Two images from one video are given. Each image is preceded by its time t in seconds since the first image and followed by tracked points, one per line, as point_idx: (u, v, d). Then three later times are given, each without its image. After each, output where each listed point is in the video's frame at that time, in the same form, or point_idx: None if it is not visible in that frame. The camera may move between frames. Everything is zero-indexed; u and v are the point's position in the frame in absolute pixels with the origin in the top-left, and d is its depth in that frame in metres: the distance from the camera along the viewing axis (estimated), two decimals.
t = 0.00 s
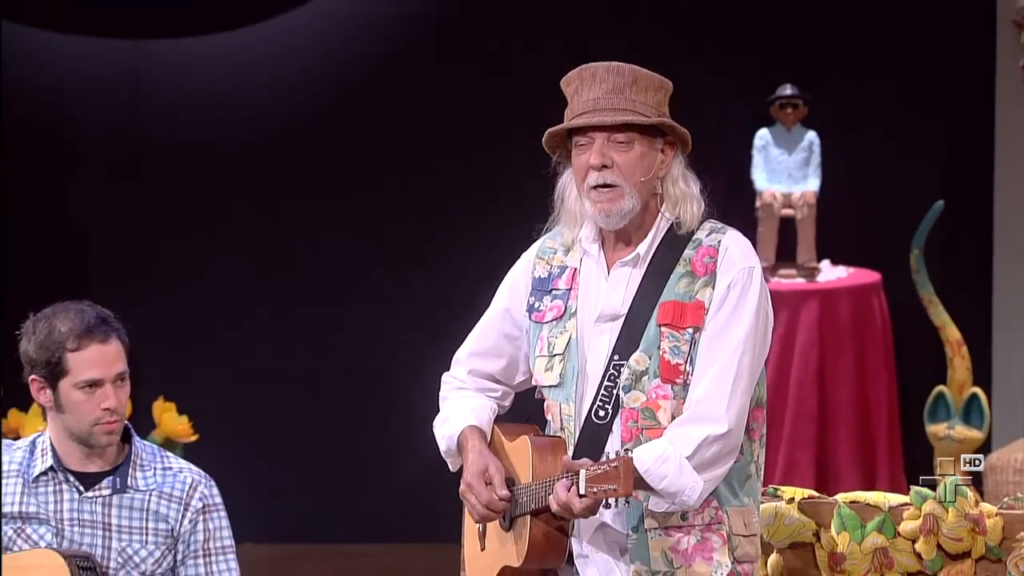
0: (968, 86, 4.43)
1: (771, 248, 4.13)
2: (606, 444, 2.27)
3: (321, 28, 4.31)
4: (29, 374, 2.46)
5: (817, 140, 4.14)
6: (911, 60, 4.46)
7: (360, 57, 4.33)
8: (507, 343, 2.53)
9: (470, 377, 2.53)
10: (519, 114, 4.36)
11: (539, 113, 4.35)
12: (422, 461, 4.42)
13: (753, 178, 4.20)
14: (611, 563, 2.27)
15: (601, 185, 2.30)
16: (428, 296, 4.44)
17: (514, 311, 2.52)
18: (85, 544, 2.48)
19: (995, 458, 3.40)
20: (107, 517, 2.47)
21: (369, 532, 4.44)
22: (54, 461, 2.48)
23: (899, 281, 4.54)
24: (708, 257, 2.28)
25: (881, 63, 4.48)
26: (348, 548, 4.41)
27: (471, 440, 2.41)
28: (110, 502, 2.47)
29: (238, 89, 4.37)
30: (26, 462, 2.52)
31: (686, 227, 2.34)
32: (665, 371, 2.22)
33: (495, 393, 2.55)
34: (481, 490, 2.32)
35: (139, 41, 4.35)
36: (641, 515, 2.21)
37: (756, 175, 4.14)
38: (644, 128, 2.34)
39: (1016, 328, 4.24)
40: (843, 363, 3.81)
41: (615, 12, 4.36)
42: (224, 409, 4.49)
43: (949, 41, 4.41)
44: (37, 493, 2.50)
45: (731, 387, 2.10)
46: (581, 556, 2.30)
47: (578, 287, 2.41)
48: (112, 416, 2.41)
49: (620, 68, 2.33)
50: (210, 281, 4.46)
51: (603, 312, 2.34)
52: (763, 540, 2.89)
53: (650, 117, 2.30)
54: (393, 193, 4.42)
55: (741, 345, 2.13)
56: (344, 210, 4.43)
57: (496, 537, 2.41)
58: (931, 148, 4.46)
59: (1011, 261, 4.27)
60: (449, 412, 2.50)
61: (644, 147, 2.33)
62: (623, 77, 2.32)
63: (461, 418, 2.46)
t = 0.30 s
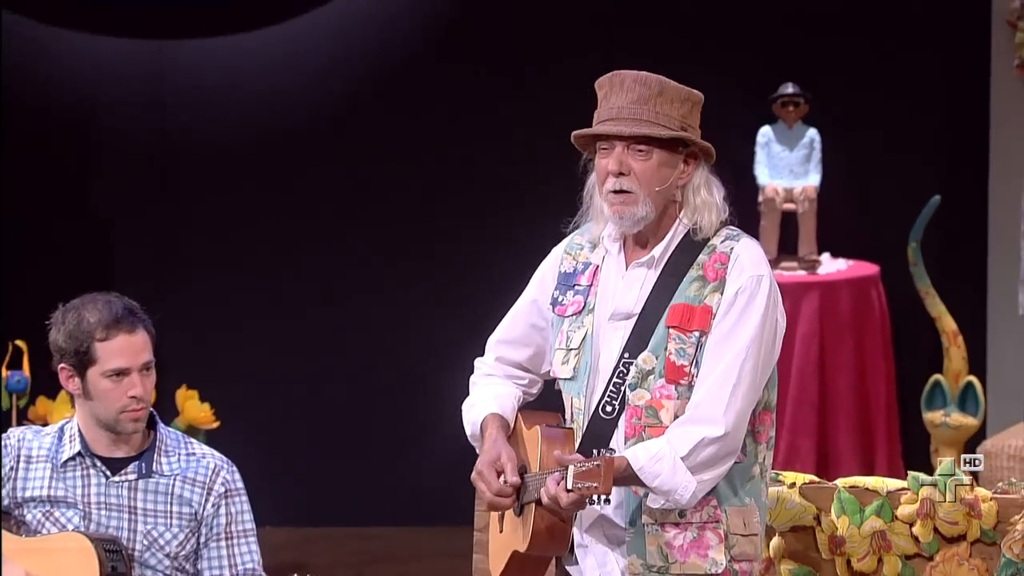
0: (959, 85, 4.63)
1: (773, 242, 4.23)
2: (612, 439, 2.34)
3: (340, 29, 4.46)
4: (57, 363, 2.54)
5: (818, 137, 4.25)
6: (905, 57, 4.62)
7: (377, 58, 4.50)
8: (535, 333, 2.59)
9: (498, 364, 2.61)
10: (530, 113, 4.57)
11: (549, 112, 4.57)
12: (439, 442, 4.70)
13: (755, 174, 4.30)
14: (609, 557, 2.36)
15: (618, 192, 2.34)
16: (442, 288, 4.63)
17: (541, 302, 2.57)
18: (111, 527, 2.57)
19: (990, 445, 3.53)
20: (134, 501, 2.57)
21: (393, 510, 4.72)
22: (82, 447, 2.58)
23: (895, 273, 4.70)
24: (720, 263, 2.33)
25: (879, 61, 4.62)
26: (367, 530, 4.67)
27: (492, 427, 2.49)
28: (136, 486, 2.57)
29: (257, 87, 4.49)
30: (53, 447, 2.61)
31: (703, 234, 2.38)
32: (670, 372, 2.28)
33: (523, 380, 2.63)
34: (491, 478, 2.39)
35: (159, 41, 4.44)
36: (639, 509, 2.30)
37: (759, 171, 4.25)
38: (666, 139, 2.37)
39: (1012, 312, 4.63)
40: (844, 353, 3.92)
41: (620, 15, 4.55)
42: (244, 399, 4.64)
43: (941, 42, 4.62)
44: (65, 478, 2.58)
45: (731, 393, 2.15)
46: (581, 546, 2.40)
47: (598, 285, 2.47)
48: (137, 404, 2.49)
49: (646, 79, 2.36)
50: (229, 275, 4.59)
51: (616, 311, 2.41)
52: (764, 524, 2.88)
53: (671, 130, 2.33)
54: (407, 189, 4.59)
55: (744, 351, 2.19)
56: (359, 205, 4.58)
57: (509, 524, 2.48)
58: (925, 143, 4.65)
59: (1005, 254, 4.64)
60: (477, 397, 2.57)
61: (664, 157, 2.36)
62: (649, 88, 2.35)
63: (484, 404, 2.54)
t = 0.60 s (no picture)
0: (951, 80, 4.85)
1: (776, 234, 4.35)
2: (625, 429, 2.21)
3: (360, 26, 4.66)
4: (87, 348, 2.71)
5: (819, 132, 4.37)
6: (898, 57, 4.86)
7: (395, 54, 4.70)
8: (569, 322, 2.43)
9: (532, 351, 2.46)
10: (540, 108, 4.77)
11: (559, 107, 4.78)
12: (454, 428, 4.85)
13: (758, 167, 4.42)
14: (617, 540, 2.22)
15: (639, 186, 2.22)
16: (457, 277, 4.82)
17: (574, 292, 2.42)
18: (138, 507, 2.76)
19: (985, 428, 3.65)
20: (158, 482, 2.75)
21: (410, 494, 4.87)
22: (110, 430, 2.76)
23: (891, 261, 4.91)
24: (737, 260, 2.19)
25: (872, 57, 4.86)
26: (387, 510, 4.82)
27: (518, 412, 2.34)
28: (160, 469, 2.75)
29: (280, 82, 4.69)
30: (83, 430, 2.80)
31: (723, 232, 2.23)
32: (682, 363, 2.15)
33: (557, 368, 2.46)
34: (510, 460, 2.24)
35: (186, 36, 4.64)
36: (649, 494, 2.17)
37: (762, 164, 4.37)
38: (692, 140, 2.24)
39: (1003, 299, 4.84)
40: (844, 339, 4.04)
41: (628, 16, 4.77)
42: (265, 385, 4.80)
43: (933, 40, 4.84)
44: (93, 460, 2.78)
45: (739, 384, 2.03)
46: (592, 528, 2.27)
47: (624, 276, 2.34)
48: (163, 388, 2.66)
49: (677, 78, 2.24)
50: (252, 264, 4.76)
51: (636, 302, 2.28)
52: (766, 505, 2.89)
53: (698, 131, 2.20)
54: (423, 182, 4.78)
55: (754, 346, 2.06)
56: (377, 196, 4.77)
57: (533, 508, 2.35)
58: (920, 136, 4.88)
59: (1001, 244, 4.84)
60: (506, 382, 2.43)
61: (692, 157, 2.23)
62: (679, 87, 2.23)
63: (516, 390, 2.40)
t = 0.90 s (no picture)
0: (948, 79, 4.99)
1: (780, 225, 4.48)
2: (643, 418, 2.13)
3: (376, 26, 4.85)
4: (114, 336, 2.49)
5: (823, 125, 4.48)
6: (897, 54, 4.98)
7: (410, 52, 4.89)
8: (598, 310, 2.35)
9: (563, 337, 2.38)
10: (548, 105, 4.96)
11: (566, 105, 4.96)
12: (465, 414, 5.05)
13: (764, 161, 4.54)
14: (633, 523, 2.12)
15: (665, 180, 2.13)
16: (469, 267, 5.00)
17: (603, 282, 2.34)
18: (164, 489, 2.49)
19: (983, 412, 3.78)
20: (184, 464, 2.48)
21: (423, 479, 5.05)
22: (136, 415, 2.50)
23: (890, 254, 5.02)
24: (757, 255, 2.10)
25: (871, 56, 4.99)
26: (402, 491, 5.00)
27: (546, 395, 2.27)
28: (186, 451, 2.48)
29: (298, 78, 4.86)
30: (112, 414, 2.53)
31: (745, 227, 2.13)
32: (699, 354, 2.07)
33: (586, 354, 2.38)
34: (537, 442, 2.14)
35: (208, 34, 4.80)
36: (666, 479, 2.08)
37: (767, 158, 4.50)
38: (720, 139, 2.15)
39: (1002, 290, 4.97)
40: (848, 325, 4.16)
41: (634, 15, 4.94)
42: (284, 372, 4.96)
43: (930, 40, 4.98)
44: (120, 443, 2.51)
45: (754, 374, 1.94)
46: (610, 512, 2.17)
47: (650, 268, 2.25)
48: (188, 373, 2.42)
49: (710, 77, 2.15)
50: (270, 255, 4.91)
51: (658, 293, 2.19)
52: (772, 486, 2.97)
53: (726, 132, 2.12)
54: (437, 176, 4.96)
55: (770, 338, 1.97)
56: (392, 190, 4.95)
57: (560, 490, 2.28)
58: (918, 135, 5.02)
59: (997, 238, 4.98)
60: (536, 367, 2.36)
61: (720, 154, 2.14)
62: (709, 86, 2.14)
63: (545, 372, 2.32)
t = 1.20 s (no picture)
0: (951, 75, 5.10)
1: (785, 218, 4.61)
2: (656, 411, 2.09)
3: (393, 26, 5.04)
4: (138, 328, 2.44)
5: (828, 123, 4.61)
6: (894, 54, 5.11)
7: (425, 51, 5.07)
8: (613, 302, 2.30)
9: (578, 327, 2.34)
10: (560, 103, 5.10)
11: (577, 102, 5.10)
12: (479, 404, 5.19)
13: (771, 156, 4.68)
14: (646, 511, 2.08)
15: (682, 181, 2.07)
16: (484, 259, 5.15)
17: (617, 275, 2.28)
18: (190, 474, 2.44)
19: (982, 399, 3.90)
20: (209, 450, 2.42)
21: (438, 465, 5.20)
22: (162, 404, 2.44)
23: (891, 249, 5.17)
24: (770, 254, 2.05)
25: (875, 55, 5.12)
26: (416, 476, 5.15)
27: (562, 384, 2.23)
28: (210, 438, 2.42)
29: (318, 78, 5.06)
30: (139, 402, 2.48)
31: (758, 226, 2.08)
32: (710, 348, 2.04)
33: (602, 343, 2.34)
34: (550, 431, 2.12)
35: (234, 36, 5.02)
36: (676, 466, 2.05)
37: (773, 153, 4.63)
38: (736, 141, 2.09)
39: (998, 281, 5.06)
40: (850, 316, 4.29)
41: (641, 15, 5.08)
42: (304, 361, 5.15)
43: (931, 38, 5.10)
44: (149, 429, 2.46)
45: (766, 370, 1.92)
46: (620, 501, 2.12)
47: (665, 263, 2.20)
48: (211, 363, 2.37)
49: (728, 80, 2.09)
50: (292, 249, 5.11)
51: (671, 288, 2.14)
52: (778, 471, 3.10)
53: (743, 135, 2.05)
54: (453, 171, 5.12)
55: (781, 336, 1.94)
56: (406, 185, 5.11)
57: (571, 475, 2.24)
58: (920, 134, 5.14)
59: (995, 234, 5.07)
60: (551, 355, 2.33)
61: (736, 156, 2.08)
62: (728, 89, 2.08)
63: (561, 361, 2.28)
